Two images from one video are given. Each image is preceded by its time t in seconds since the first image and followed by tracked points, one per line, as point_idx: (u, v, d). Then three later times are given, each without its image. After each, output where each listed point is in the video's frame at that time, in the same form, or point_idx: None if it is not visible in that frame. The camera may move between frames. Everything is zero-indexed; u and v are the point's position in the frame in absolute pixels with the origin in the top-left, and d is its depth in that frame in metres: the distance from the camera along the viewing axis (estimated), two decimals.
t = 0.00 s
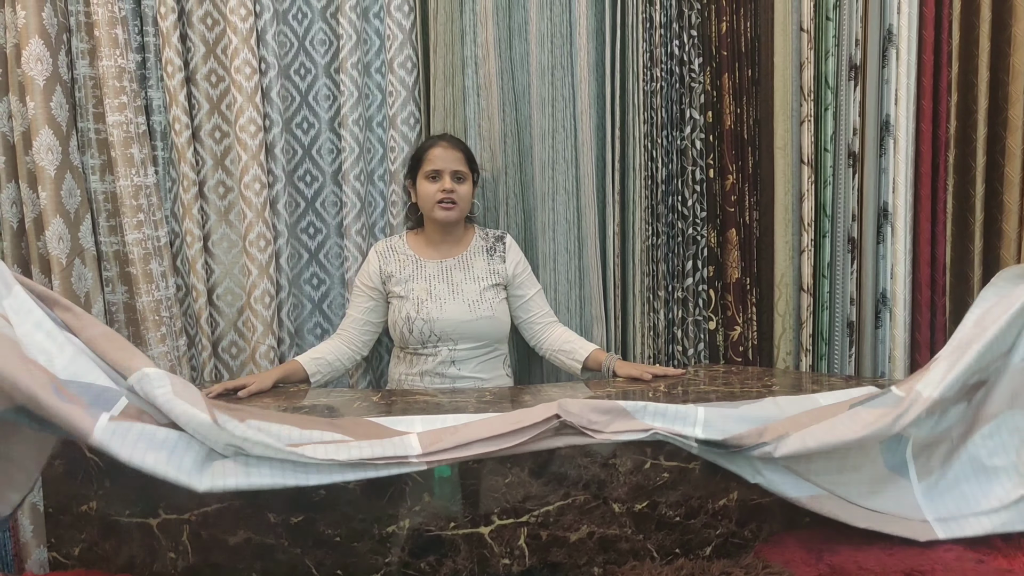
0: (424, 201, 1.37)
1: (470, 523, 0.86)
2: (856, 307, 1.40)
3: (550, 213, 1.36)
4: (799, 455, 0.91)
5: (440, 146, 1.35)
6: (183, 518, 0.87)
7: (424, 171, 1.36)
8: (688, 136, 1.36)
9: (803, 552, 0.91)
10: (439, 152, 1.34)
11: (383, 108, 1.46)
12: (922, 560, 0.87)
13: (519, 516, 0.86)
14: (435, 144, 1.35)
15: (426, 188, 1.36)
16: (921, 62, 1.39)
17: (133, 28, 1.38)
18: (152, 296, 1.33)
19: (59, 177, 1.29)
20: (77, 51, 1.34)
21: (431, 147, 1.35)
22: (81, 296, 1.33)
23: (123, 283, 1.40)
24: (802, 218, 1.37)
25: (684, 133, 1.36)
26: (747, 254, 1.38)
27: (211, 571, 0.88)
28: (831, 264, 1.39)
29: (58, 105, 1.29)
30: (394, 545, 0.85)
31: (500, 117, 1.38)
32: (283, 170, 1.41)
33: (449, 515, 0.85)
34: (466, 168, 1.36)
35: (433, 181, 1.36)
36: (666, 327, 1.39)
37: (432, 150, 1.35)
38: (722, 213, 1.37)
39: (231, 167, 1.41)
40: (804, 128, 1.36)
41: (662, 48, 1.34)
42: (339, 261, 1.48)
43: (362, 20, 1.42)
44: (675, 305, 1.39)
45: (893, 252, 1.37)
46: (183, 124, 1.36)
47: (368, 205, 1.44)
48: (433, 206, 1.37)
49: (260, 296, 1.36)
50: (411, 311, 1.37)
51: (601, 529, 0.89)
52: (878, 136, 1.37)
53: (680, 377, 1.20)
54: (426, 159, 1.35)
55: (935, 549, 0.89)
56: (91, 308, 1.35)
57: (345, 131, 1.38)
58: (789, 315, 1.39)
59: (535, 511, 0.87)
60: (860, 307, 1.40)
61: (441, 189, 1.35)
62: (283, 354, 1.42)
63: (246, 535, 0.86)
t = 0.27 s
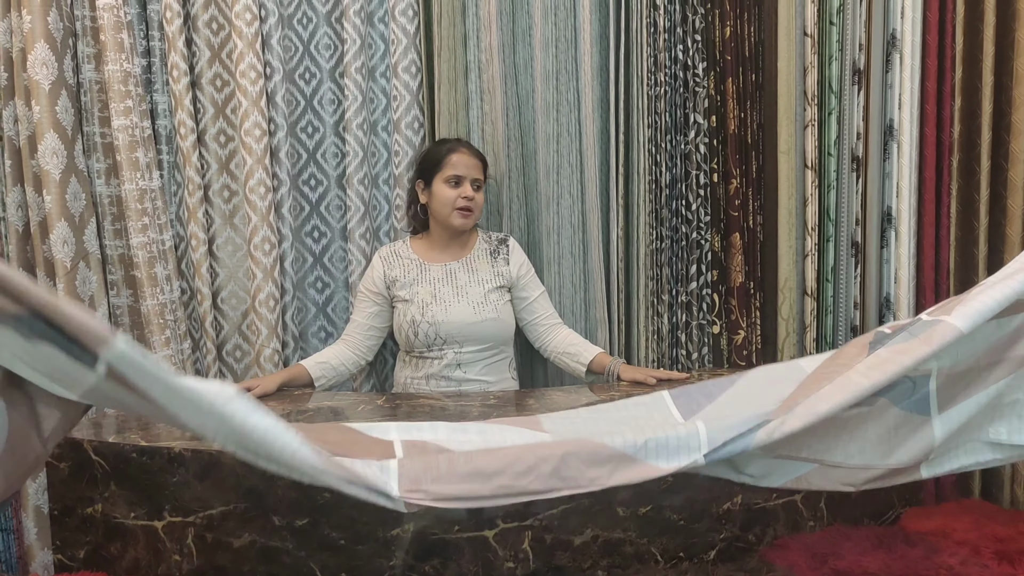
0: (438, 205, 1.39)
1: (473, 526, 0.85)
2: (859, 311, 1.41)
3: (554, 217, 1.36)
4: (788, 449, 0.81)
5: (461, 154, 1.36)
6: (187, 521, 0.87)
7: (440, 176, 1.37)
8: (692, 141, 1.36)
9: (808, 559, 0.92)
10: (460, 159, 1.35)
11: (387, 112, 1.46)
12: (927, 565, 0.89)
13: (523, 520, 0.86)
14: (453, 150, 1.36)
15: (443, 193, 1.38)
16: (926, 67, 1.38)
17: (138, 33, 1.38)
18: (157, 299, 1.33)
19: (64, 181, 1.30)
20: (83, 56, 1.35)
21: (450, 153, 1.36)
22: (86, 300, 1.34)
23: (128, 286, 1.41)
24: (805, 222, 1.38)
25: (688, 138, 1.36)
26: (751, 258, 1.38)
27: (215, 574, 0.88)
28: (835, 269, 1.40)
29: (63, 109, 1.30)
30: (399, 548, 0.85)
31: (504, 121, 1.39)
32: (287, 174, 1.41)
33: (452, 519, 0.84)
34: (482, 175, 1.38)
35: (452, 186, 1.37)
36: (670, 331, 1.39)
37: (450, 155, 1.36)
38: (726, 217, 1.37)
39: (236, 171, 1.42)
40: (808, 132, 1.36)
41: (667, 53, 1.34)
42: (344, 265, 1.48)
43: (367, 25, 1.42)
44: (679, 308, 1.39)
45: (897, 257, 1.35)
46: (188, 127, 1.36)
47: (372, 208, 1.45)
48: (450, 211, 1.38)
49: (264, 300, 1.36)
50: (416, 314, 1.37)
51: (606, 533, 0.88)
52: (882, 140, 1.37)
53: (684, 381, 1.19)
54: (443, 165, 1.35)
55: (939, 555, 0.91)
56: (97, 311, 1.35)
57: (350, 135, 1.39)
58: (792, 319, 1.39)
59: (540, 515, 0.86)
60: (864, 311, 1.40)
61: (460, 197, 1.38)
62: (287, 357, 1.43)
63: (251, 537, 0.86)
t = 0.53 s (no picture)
0: (441, 207, 1.41)
1: (477, 528, 0.85)
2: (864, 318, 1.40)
3: (560, 220, 1.37)
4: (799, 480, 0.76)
5: (461, 155, 1.37)
6: (191, 519, 0.87)
7: (442, 178, 1.39)
8: (698, 145, 1.35)
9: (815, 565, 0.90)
10: (460, 161, 1.37)
11: (395, 113, 1.47)
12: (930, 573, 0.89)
13: (527, 523, 0.86)
14: (454, 151, 1.37)
15: (444, 195, 1.40)
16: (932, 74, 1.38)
17: (147, 32, 1.39)
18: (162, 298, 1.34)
19: (71, 179, 1.31)
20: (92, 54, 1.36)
21: (450, 155, 1.37)
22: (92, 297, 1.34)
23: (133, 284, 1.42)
24: (811, 228, 1.37)
25: (694, 142, 1.36)
26: (756, 263, 1.38)
27: (218, 572, 0.88)
28: (840, 275, 1.39)
29: (71, 106, 1.31)
30: (402, 550, 0.86)
31: (512, 124, 1.40)
32: (294, 174, 1.42)
33: (456, 521, 0.85)
34: (484, 176, 1.40)
35: (452, 188, 1.39)
36: (674, 335, 1.40)
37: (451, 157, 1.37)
38: (731, 222, 1.36)
39: (243, 171, 1.42)
40: (815, 139, 1.36)
41: (674, 58, 1.34)
42: (349, 265, 1.48)
43: (376, 26, 1.43)
44: (683, 313, 1.39)
45: (903, 264, 1.35)
46: (195, 126, 1.37)
47: (379, 209, 1.45)
48: (451, 213, 1.40)
49: (271, 300, 1.37)
50: (423, 315, 1.39)
51: (609, 537, 0.88)
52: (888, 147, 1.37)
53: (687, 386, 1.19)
54: (444, 167, 1.37)
55: (943, 563, 0.91)
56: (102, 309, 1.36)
57: (357, 136, 1.39)
58: (797, 325, 1.39)
59: (543, 518, 0.86)
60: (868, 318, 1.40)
61: (460, 198, 1.39)
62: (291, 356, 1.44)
63: (255, 537, 0.87)
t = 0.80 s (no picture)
0: (437, 210, 1.41)
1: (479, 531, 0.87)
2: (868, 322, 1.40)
3: (563, 222, 1.37)
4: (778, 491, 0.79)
5: (456, 157, 1.37)
6: (196, 521, 0.88)
7: (439, 181, 1.39)
8: (702, 148, 1.35)
9: (817, 568, 0.93)
10: (455, 163, 1.37)
11: (399, 115, 1.47)
12: None
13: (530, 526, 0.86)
14: (450, 153, 1.38)
15: (440, 198, 1.40)
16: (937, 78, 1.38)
17: (152, 34, 1.39)
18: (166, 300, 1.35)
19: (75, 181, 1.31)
20: (96, 56, 1.36)
21: (445, 157, 1.38)
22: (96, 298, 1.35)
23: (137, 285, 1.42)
24: (815, 231, 1.37)
25: (698, 145, 1.36)
26: (760, 266, 1.38)
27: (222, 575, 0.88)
28: (844, 278, 1.39)
29: (75, 108, 1.31)
30: (405, 552, 0.86)
31: (516, 126, 1.40)
32: (298, 176, 1.42)
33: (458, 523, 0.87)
34: (481, 178, 1.40)
35: (448, 191, 1.40)
36: (678, 338, 1.39)
37: (446, 160, 1.38)
38: (735, 225, 1.37)
39: (247, 173, 1.43)
40: (819, 141, 1.36)
41: (678, 61, 1.34)
42: (352, 267, 1.48)
43: (380, 28, 1.43)
44: (686, 316, 1.39)
45: (907, 267, 1.35)
46: (200, 128, 1.37)
47: (382, 211, 1.45)
48: (448, 215, 1.41)
49: (274, 302, 1.37)
50: (425, 318, 1.39)
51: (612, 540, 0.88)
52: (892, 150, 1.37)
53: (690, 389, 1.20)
54: (440, 169, 1.38)
55: (947, 568, 0.90)
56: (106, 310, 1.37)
57: (362, 138, 1.39)
58: (801, 328, 1.38)
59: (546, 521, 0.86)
60: (871, 321, 1.40)
61: (456, 201, 1.39)
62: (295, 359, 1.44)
63: (258, 539, 0.87)
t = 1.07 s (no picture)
0: (437, 212, 1.42)
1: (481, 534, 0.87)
2: (871, 324, 1.40)
3: (566, 223, 1.37)
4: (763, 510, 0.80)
5: (452, 159, 1.38)
6: (198, 522, 0.87)
7: (438, 183, 1.40)
8: (705, 150, 1.34)
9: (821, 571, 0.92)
10: (452, 164, 1.38)
11: (401, 116, 1.47)
12: None
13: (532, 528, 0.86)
14: (448, 155, 1.39)
15: (439, 201, 1.41)
16: (940, 79, 1.38)
17: (154, 35, 1.39)
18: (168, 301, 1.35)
19: (77, 182, 1.31)
20: (99, 57, 1.36)
21: (443, 159, 1.39)
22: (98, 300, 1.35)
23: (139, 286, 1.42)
24: (818, 233, 1.37)
25: (701, 146, 1.35)
26: (763, 268, 1.37)
27: None
28: (846, 279, 1.39)
29: (77, 109, 1.31)
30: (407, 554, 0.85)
31: (518, 127, 1.40)
32: (300, 177, 1.42)
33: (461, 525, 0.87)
34: (479, 179, 1.41)
35: (446, 193, 1.41)
36: (681, 339, 1.39)
37: (445, 161, 1.39)
38: (738, 227, 1.36)
39: (249, 174, 1.42)
40: (822, 143, 1.35)
41: (681, 62, 1.33)
42: (354, 269, 1.48)
43: (383, 29, 1.43)
44: (689, 317, 1.38)
45: (910, 270, 1.34)
46: (202, 129, 1.37)
47: (384, 212, 1.45)
48: (448, 217, 1.42)
49: (276, 303, 1.37)
50: (427, 320, 1.40)
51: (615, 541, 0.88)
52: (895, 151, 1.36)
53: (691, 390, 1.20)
54: (438, 171, 1.39)
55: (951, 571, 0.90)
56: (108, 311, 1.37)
57: (364, 139, 1.39)
58: (803, 329, 1.39)
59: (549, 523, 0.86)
60: (874, 323, 1.40)
61: (454, 203, 1.41)
62: (297, 360, 1.44)
63: (260, 540, 0.87)
